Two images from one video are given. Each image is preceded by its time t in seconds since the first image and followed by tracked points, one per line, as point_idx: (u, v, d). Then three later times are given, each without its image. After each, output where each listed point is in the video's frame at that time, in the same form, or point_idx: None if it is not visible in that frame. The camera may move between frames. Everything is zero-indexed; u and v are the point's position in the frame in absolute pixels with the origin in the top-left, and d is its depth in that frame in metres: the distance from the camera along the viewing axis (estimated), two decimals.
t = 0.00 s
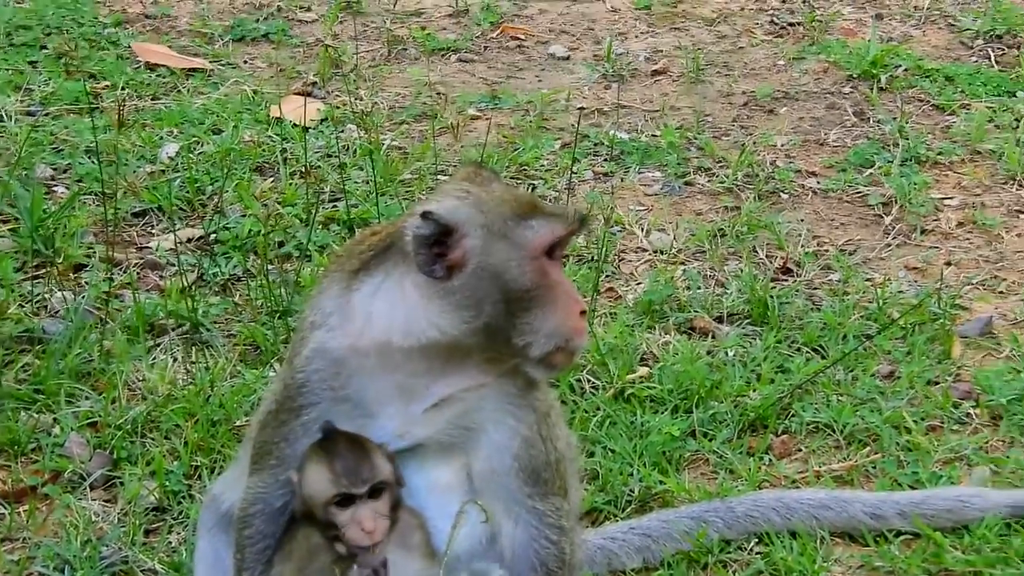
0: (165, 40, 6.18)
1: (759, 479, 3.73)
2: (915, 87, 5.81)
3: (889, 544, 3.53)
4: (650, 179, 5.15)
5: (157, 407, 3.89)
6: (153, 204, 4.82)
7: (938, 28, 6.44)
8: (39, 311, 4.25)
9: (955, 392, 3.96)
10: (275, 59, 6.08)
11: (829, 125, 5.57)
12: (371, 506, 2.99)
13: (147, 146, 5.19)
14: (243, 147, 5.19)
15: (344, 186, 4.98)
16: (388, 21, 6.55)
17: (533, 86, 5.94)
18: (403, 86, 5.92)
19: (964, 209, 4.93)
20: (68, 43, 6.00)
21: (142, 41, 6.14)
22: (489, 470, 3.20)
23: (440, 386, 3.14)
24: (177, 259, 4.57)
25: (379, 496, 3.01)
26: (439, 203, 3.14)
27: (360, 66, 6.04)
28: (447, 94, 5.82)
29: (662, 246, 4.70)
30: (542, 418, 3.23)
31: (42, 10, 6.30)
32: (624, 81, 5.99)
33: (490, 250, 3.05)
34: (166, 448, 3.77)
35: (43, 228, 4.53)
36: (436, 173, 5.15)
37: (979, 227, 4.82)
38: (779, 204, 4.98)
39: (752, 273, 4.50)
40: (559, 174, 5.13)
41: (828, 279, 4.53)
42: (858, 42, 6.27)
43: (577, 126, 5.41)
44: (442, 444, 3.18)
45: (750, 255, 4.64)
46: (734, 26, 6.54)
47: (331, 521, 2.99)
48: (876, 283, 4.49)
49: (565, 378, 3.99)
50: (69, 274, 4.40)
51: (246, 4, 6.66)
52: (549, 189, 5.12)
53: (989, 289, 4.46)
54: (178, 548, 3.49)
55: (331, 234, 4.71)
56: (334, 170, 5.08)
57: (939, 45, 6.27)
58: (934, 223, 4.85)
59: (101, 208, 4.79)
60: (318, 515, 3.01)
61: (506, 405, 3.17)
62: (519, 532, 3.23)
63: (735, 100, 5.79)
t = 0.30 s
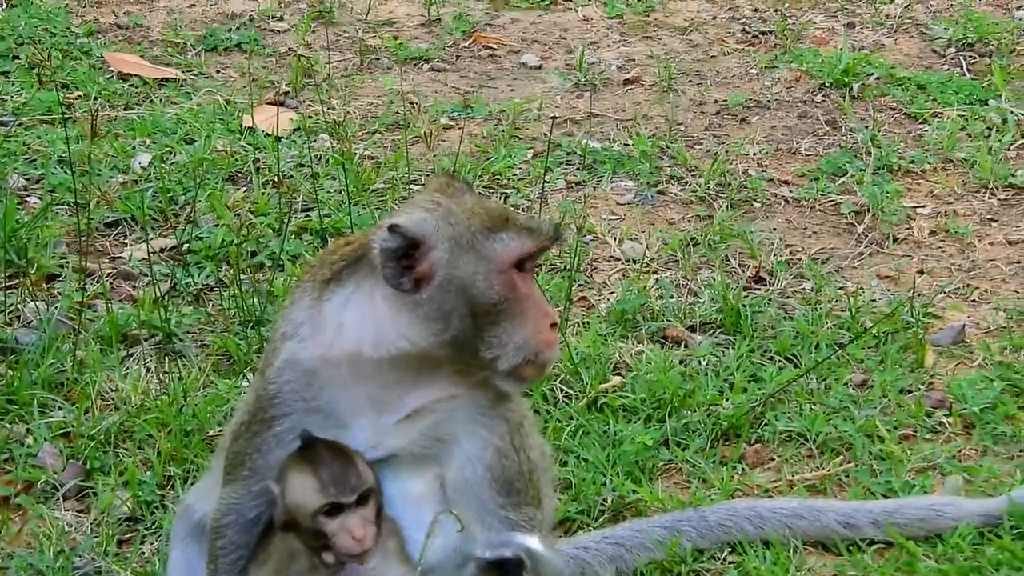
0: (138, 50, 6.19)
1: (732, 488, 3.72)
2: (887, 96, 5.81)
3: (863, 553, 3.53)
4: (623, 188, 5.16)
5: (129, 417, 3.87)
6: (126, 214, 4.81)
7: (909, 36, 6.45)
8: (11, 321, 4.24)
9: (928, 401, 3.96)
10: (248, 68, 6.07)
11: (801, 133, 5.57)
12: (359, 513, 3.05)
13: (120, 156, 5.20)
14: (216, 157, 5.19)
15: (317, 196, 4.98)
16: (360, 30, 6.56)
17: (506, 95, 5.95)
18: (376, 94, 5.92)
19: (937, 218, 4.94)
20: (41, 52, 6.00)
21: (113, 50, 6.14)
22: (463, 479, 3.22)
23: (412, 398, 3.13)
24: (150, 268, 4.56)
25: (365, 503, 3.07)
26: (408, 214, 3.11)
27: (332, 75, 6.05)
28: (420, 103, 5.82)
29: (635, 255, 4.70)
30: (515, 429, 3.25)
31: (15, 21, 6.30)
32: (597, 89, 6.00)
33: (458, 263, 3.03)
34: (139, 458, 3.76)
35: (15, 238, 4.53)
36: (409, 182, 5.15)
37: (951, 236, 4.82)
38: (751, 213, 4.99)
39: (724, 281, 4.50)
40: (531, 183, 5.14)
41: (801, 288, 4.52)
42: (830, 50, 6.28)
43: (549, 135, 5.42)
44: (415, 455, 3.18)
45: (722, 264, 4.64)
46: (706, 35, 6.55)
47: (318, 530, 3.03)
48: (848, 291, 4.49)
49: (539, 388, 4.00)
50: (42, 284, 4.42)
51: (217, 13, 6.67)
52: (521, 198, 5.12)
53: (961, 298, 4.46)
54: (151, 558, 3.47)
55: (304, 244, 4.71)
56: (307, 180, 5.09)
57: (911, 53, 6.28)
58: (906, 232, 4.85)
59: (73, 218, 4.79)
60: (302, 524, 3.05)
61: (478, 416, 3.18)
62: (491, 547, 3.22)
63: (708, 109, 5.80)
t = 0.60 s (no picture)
0: (131, 61, 6.20)
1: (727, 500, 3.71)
2: (882, 106, 5.80)
3: (857, 564, 3.52)
4: (616, 200, 5.15)
5: (124, 428, 3.87)
6: (120, 225, 4.81)
7: (902, 47, 6.45)
8: (5, 333, 4.24)
9: (923, 412, 3.96)
10: (242, 80, 6.08)
11: (795, 144, 5.58)
12: (353, 545, 3.01)
13: (114, 168, 5.20)
14: (210, 168, 5.19)
15: (310, 208, 4.99)
16: (354, 41, 6.57)
17: (500, 106, 5.95)
18: (369, 106, 5.93)
19: (931, 229, 4.93)
20: (35, 64, 6.01)
21: (107, 62, 6.15)
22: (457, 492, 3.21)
23: (405, 410, 3.14)
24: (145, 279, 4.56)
25: (359, 535, 3.04)
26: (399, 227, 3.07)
27: (325, 87, 6.06)
28: (413, 114, 5.83)
29: (629, 266, 4.70)
30: (509, 441, 3.24)
31: (8, 32, 6.30)
32: (590, 101, 6.00)
33: (451, 275, 3.01)
34: (133, 469, 3.76)
35: (9, 249, 4.52)
36: (402, 193, 5.15)
37: (945, 247, 4.82)
38: (744, 224, 4.99)
39: (718, 293, 4.49)
40: (525, 195, 5.14)
41: (795, 299, 4.52)
42: (824, 61, 6.28)
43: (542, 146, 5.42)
44: (410, 468, 3.18)
45: (716, 275, 4.63)
46: (699, 45, 6.57)
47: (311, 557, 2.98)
48: (842, 302, 4.48)
49: (532, 400, 3.99)
50: (36, 295, 4.41)
51: (210, 25, 6.69)
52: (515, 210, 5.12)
53: (956, 308, 4.45)
54: (145, 568, 3.47)
55: (297, 255, 4.70)
56: (300, 192, 5.10)
57: (904, 64, 6.29)
58: (900, 243, 4.85)
59: (68, 229, 4.79)
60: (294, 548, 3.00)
61: (471, 427, 3.19)
62: (481, 565, 3.18)
63: (701, 120, 5.81)
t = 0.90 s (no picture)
0: (149, 67, 6.15)
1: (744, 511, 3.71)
2: (898, 119, 5.81)
3: None
4: (635, 210, 5.14)
5: (140, 435, 3.87)
6: (137, 232, 4.80)
7: (921, 59, 6.45)
8: (22, 338, 4.23)
9: (941, 424, 3.96)
10: (259, 87, 6.03)
11: (813, 156, 5.57)
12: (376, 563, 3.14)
13: (131, 174, 5.17)
14: (227, 175, 5.18)
15: (328, 216, 4.98)
16: (371, 49, 6.53)
17: (517, 115, 5.95)
18: (387, 114, 5.88)
19: (950, 241, 4.93)
20: (52, 69, 5.98)
21: (124, 67, 6.11)
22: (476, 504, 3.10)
23: (422, 420, 3.04)
24: (161, 287, 4.54)
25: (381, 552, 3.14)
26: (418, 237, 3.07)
27: (343, 95, 6.02)
28: (431, 123, 5.82)
29: (646, 277, 4.70)
30: (527, 450, 3.15)
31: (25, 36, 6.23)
32: (608, 110, 6.00)
33: (467, 285, 3.01)
34: (150, 476, 3.76)
35: (28, 255, 4.52)
36: (420, 203, 5.16)
37: (963, 260, 4.82)
38: (762, 235, 4.96)
39: (736, 304, 4.50)
40: (542, 205, 5.15)
41: (812, 310, 4.51)
42: (842, 73, 6.28)
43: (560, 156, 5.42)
44: (426, 478, 3.06)
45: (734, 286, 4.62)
46: (718, 56, 6.52)
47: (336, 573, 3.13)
48: (861, 314, 4.48)
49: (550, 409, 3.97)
50: (53, 301, 4.42)
51: (229, 32, 6.60)
52: (532, 220, 5.12)
53: (974, 321, 4.45)
54: None
55: (315, 263, 4.70)
56: (317, 200, 5.09)
57: (923, 77, 6.28)
58: (918, 256, 4.85)
59: (85, 235, 4.79)
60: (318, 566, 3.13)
61: (490, 437, 3.07)
62: None
63: (720, 130, 5.77)
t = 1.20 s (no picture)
0: (203, 72, 6.21)
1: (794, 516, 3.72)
2: (953, 122, 5.80)
3: None
4: (688, 214, 5.18)
5: (191, 441, 3.88)
6: (189, 237, 4.85)
7: (976, 63, 6.46)
8: (75, 344, 4.26)
9: (993, 429, 3.97)
10: (312, 92, 6.09)
11: (866, 160, 5.59)
12: None
13: (184, 179, 5.22)
14: (280, 181, 5.22)
15: (381, 221, 5.00)
16: (425, 54, 6.58)
17: (571, 119, 5.97)
18: (441, 118, 5.93)
19: (1002, 245, 4.94)
20: (106, 74, 6.02)
21: (179, 72, 6.17)
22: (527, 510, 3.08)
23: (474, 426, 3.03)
24: (213, 292, 4.58)
25: None
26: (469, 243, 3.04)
27: (397, 100, 6.07)
28: (485, 127, 5.84)
29: (700, 281, 4.74)
30: (579, 458, 3.11)
31: (80, 42, 6.30)
32: (662, 115, 6.02)
33: (517, 291, 2.94)
34: (201, 482, 3.76)
35: (79, 261, 4.58)
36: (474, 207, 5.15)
37: (1016, 263, 4.83)
38: (815, 239, 5.02)
39: (789, 308, 4.52)
40: (596, 209, 5.17)
41: (865, 314, 4.55)
42: (896, 77, 6.28)
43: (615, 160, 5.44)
44: (478, 485, 3.08)
45: (788, 290, 4.67)
46: (772, 60, 6.59)
47: None
48: (914, 318, 4.50)
49: (602, 415, 4.01)
50: (106, 307, 4.46)
51: (283, 37, 6.69)
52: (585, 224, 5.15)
53: None
54: None
55: (368, 269, 4.72)
56: (370, 205, 5.11)
57: (977, 80, 6.29)
58: (972, 259, 4.85)
59: (136, 241, 4.82)
60: None
61: (542, 446, 3.06)
62: None
63: (773, 135, 5.81)
